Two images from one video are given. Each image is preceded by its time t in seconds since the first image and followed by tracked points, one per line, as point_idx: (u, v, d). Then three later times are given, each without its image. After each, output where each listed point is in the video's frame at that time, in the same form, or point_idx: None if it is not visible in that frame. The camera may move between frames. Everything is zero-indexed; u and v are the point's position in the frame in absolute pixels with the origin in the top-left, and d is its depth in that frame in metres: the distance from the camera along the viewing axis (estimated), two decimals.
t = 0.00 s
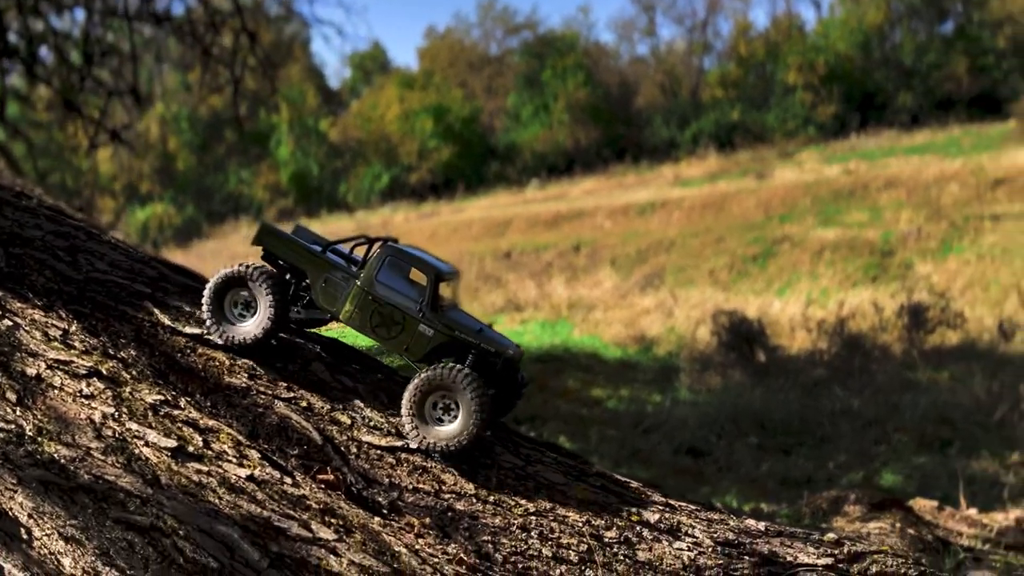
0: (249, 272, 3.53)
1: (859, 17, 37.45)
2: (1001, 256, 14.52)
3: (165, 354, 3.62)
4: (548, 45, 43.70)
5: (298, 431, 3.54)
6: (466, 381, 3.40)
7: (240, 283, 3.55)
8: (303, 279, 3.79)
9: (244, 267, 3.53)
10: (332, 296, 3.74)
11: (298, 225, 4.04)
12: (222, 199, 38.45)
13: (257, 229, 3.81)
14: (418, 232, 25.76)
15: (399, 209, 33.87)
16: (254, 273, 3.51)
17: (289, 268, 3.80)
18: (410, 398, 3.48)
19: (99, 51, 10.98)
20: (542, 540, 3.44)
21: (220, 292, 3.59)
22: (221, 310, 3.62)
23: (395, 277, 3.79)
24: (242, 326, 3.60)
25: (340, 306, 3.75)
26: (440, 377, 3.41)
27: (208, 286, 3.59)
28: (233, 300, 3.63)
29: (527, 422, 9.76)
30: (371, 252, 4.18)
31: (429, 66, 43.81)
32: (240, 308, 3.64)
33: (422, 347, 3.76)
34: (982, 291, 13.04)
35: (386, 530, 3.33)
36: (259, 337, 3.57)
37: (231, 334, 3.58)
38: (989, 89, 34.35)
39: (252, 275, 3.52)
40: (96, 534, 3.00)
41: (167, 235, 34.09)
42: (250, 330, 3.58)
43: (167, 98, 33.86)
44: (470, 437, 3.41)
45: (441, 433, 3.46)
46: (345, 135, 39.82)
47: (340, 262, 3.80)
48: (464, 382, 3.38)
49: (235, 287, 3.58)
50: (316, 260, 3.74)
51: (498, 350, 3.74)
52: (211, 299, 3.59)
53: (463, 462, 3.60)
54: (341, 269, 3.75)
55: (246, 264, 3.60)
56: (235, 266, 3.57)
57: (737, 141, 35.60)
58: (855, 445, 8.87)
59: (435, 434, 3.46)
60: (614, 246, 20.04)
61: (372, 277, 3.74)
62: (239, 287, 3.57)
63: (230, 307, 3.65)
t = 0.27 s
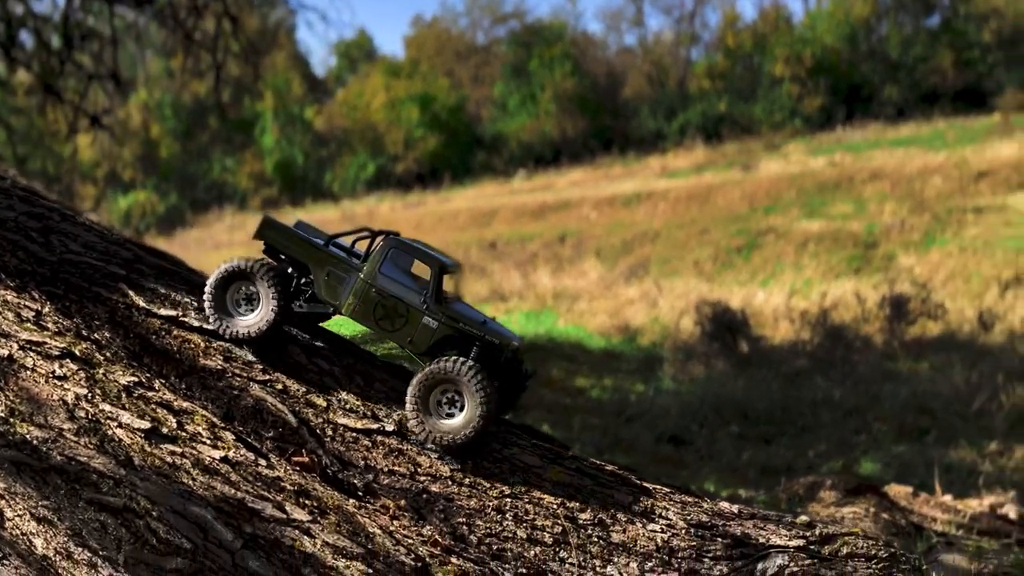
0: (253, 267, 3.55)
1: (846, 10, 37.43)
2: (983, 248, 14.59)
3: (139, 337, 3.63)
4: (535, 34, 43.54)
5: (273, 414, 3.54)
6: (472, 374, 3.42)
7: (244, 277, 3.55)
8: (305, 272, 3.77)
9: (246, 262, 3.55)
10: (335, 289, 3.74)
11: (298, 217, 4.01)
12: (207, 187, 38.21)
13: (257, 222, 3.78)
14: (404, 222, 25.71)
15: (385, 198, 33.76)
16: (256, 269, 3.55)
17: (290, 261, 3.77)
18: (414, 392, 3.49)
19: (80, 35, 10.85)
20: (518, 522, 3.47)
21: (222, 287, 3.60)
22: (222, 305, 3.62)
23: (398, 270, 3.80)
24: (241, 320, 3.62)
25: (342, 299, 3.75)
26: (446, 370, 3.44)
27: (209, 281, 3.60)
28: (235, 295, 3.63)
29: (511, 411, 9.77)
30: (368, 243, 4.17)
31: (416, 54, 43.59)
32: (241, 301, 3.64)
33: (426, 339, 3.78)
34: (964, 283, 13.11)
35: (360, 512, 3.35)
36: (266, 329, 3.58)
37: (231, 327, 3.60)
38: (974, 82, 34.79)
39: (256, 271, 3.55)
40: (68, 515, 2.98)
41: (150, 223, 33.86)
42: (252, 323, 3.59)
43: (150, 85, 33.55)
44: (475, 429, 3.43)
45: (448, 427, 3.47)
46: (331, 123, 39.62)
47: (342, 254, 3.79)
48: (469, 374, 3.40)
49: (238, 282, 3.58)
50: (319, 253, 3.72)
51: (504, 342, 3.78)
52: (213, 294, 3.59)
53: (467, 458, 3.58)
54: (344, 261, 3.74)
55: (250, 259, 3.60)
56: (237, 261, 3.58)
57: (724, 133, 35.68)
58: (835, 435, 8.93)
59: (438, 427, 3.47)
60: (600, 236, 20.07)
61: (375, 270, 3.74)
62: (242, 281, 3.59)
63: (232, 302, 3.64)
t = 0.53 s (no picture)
0: (251, 259, 3.59)
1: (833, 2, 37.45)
2: (966, 239, 14.66)
3: (115, 317, 3.61)
4: (524, 24, 43.37)
5: (250, 394, 3.53)
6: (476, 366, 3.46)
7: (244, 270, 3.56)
8: (304, 264, 3.78)
9: (244, 255, 3.59)
10: (335, 281, 3.76)
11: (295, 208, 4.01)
12: (193, 175, 37.95)
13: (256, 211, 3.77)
14: (391, 212, 25.64)
15: (372, 188, 33.66)
16: (253, 262, 3.59)
17: (289, 252, 3.79)
18: (416, 381, 3.51)
19: (61, 19, 10.74)
20: (494, 502, 3.49)
21: (220, 279, 3.64)
22: (221, 298, 3.65)
23: (398, 262, 3.84)
24: (243, 313, 3.64)
25: (342, 292, 3.77)
26: (448, 361, 3.46)
27: (207, 275, 3.64)
28: (233, 287, 3.66)
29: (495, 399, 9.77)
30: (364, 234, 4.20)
31: (403, 44, 43.37)
32: (240, 294, 3.67)
33: (427, 331, 3.84)
34: (947, 274, 13.16)
35: (337, 491, 3.35)
36: (264, 324, 3.61)
37: (232, 322, 3.63)
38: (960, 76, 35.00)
39: (253, 264, 3.59)
40: (42, 494, 2.86)
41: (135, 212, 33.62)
42: (252, 317, 3.62)
43: (135, 72, 33.25)
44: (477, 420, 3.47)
45: (450, 419, 3.50)
46: (317, 112, 39.46)
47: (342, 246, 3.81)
48: (471, 367, 3.43)
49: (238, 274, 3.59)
50: (320, 245, 3.74)
51: (505, 334, 3.87)
52: (211, 287, 3.62)
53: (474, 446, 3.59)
54: (344, 253, 3.76)
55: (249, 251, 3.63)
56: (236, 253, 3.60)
57: (712, 125, 35.85)
58: (818, 423, 8.99)
59: (439, 417, 3.50)
60: (586, 227, 20.07)
61: (376, 262, 3.78)
62: (239, 274, 3.63)
63: (230, 293, 3.67)
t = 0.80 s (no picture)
0: (249, 250, 3.63)
1: None
2: (951, 230, 14.71)
3: (94, 296, 3.58)
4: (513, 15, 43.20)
5: (231, 373, 3.53)
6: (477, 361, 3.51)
7: (242, 262, 3.64)
8: (302, 255, 3.82)
9: (242, 247, 3.62)
10: (335, 274, 3.80)
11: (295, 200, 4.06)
12: (179, 165, 37.65)
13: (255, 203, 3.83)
14: (379, 202, 25.60)
15: (360, 178, 33.56)
16: (252, 253, 3.62)
17: (288, 244, 3.82)
18: (415, 378, 3.55)
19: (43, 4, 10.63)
20: (475, 481, 3.50)
21: (219, 271, 3.66)
22: (220, 288, 3.67)
23: (398, 254, 3.85)
24: (241, 303, 3.66)
25: (340, 283, 3.81)
26: (447, 358, 3.51)
27: (206, 265, 3.66)
28: (232, 279, 3.68)
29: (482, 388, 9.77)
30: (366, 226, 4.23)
31: (392, 33, 43.18)
32: (239, 284, 3.69)
33: (427, 325, 3.84)
34: (932, 264, 13.21)
35: (318, 471, 3.36)
36: (262, 316, 3.63)
37: (231, 312, 3.64)
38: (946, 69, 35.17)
39: (252, 254, 3.62)
40: (20, 473, 2.82)
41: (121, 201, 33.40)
42: (250, 309, 3.64)
43: (120, 60, 32.96)
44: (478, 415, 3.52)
45: (450, 414, 3.54)
46: (305, 102, 39.32)
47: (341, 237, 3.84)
48: (471, 362, 3.49)
49: (237, 267, 3.66)
50: (317, 237, 3.78)
51: (507, 328, 3.86)
52: (210, 278, 3.64)
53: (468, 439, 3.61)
54: (342, 244, 3.80)
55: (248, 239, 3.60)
56: (234, 245, 3.65)
57: (700, 118, 35.99)
58: (802, 411, 9.04)
59: (439, 412, 3.54)
60: (575, 218, 20.08)
61: (375, 254, 3.81)
62: (238, 265, 3.65)
63: (231, 284, 3.69)
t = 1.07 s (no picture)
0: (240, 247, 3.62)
1: None
2: (937, 222, 14.76)
3: (73, 286, 3.55)
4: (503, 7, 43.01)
5: (210, 363, 3.52)
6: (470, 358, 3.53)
7: (233, 259, 3.64)
8: (296, 254, 3.98)
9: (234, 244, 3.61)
10: (327, 272, 3.96)
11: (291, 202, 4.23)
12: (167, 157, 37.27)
13: (250, 205, 4.00)
14: (367, 195, 25.54)
15: (349, 170, 33.45)
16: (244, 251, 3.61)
17: (282, 243, 4.00)
18: (410, 376, 3.58)
19: None
20: (456, 471, 3.53)
21: (211, 268, 3.65)
22: (212, 287, 3.67)
23: (392, 252, 3.99)
24: (231, 302, 3.68)
25: (333, 281, 3.97)
26: (441, 355, 3.52)
27: (198, 262, 3.65)
28: (224, 277, 3.69)
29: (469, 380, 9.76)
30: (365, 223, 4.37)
31: (381, 25, 43.03)
32: (230, 283, 3.70)
33: (421, 321, 3.97)
34: (918, 257, 13.24)
35: (298, 460, 3.35)
36: (257, 314, 3.64)
37: (223, 312, 3.65)
38: (934, 64, 35.39)
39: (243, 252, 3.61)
40: None
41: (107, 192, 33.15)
42: (245, 307, 3.65)
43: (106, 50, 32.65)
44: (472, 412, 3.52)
45: (445, 411, 3.56)
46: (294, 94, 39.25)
47: (333, 237, 4.00)
48: (463, 358, 3.49)
49: (229, 264, 3.67)
50: (310, 236, 3.94)
51: (501, 323, 3.96)
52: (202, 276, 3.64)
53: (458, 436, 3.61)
54: (335, 243, 3.95)
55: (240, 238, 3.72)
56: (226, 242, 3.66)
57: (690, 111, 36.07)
58: (788, 403, 9.10)
59: (435, 410, 3.57)
60: (564, 211, 20.08)
61: (367, 252, 3.94)
62: (230, 263, 3.65)
63: (222, 283, 3.70)
